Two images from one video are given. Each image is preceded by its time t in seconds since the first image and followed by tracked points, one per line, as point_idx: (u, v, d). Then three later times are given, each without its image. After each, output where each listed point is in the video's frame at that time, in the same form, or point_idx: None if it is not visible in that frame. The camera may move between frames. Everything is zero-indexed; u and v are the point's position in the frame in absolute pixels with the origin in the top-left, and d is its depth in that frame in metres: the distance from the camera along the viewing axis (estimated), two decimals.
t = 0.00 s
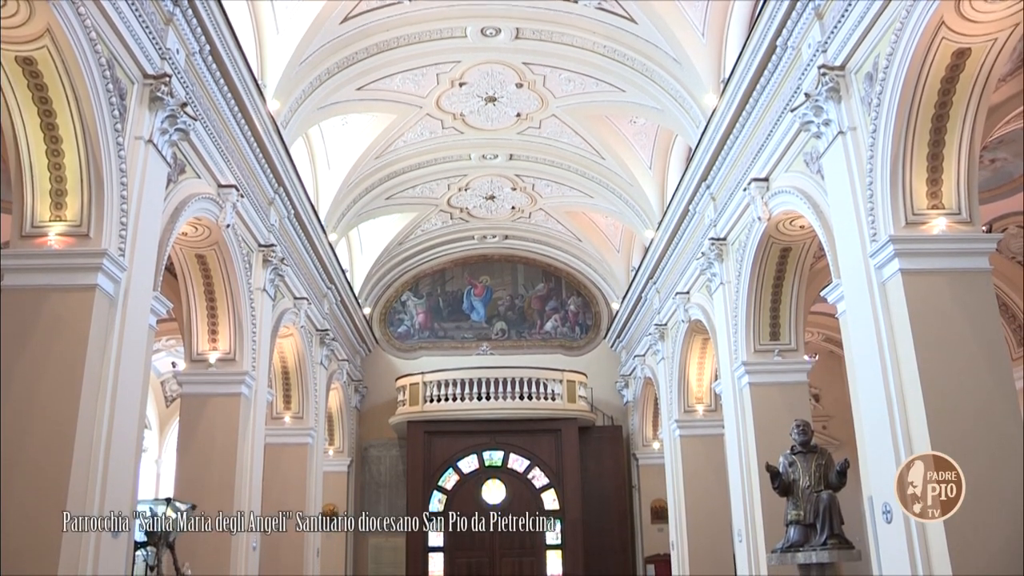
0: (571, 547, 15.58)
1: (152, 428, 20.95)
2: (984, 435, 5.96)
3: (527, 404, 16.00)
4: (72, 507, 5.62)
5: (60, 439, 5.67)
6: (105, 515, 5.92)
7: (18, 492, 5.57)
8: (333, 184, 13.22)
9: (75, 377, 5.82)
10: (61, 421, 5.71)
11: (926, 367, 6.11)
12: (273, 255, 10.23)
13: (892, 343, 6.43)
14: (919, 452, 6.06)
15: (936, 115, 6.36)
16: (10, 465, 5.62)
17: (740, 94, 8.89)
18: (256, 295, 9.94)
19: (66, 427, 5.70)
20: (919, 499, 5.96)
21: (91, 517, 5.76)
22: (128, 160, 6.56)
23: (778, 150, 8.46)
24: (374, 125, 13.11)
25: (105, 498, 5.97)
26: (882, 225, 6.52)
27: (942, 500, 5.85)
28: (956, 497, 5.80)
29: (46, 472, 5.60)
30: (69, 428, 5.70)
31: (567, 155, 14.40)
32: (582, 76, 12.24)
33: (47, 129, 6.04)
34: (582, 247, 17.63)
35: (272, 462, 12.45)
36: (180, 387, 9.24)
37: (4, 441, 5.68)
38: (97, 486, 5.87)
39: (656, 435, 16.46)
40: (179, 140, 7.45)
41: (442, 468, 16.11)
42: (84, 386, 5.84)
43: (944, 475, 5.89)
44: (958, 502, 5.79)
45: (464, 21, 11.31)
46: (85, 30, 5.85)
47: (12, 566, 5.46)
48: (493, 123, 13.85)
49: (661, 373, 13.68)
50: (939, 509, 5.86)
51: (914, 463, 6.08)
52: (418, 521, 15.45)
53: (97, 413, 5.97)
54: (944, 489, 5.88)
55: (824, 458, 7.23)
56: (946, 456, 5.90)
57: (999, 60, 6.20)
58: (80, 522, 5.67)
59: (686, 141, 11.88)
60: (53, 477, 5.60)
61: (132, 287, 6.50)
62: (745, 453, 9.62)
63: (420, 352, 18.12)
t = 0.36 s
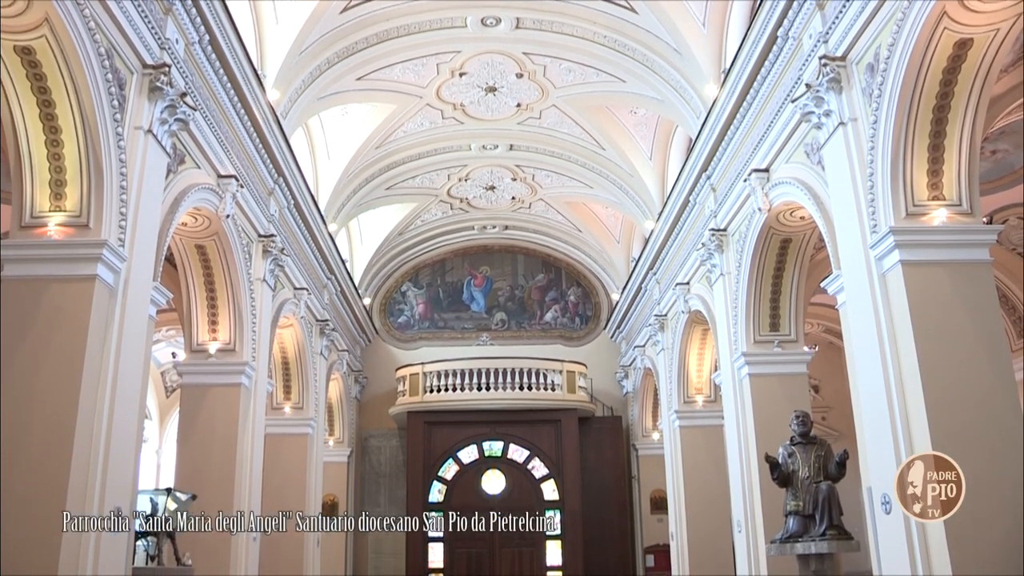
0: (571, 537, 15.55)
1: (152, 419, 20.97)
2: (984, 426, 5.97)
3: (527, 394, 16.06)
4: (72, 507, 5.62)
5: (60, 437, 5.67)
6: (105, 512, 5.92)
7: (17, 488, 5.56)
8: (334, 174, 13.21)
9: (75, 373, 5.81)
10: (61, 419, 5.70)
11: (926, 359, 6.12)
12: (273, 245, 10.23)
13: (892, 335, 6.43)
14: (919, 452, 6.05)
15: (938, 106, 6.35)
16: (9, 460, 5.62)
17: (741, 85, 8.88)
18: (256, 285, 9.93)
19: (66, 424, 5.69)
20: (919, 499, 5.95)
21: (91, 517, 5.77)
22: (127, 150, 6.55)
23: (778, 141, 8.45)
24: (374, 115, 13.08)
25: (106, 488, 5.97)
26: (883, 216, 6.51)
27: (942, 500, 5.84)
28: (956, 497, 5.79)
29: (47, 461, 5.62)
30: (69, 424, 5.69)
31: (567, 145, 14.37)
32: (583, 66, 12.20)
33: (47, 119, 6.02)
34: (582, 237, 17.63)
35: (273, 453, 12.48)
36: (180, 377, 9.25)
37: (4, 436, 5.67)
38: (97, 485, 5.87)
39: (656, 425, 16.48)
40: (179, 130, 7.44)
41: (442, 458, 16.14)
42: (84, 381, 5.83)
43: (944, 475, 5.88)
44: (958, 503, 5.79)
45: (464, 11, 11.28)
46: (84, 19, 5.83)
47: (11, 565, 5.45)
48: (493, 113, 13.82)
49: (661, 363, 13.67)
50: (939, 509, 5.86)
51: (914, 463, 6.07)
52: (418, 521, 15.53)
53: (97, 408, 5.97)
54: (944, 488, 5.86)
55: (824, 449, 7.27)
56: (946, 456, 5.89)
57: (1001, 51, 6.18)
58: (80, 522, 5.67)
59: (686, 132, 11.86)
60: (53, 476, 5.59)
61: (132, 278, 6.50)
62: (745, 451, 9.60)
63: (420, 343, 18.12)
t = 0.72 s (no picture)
0: (571, 526, 15.65)
1: (152, 409, 21.00)
2: (983, 416, 5.99)
3: (527, 384, 16.09)
4: (73, 506, 5.62)
5: (60, 437, 5.66)
6: (105, 510, 5.92)
7: (19, 487, 5.56)
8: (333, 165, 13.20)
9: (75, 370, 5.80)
10: (60, 418, 5.69)
11: (926, 349, 6.12)
12: (273, 236, 10.22)
13: (892, 327, 6.43)
14: (920, 452, 6.03)
15: (939, 96, 6.32)
16: (9, 459, 5.61)
17: (742, 75, 8.84)
18: (256, 276, 9.93)
19: (66, 423, 5.69)
20: (919, 499, 5.94)
21: (92, 517, 5.77)
22: (127, 140, 6.54)
23: (779, 132, 8.43)
24: (373, 105, 13.05)
25: (107, 477, 5.98)
26: (883, 207, 6.50)
27: (943, 500, 5.83)
28: (957, 498, 5.79)
29: (48, 450, 5.63)
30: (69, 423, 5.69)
31: (567, 136, 14.34)
32: (583, 56, 12.17)
33: (46, 109, 6.01)
34: (583, 228, 17.61)
35: (273, 443, 12.51)
36: (180, 367, 9.27)
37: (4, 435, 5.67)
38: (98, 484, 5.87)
39: (656, 416, 16.51)
40: (178, 120, 7.43)
41: (442, 449, 16.17)
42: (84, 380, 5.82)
43: (945, 476, 5.86)
44: (958, 503, 5.78)
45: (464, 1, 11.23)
46: (83, 9, 5.81)
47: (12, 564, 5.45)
48: (493, 103, 13.78)
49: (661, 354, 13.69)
50: (940, 510, 5.85)
51: (913, 463, 6.06)
52: (418, 521, 15.50)
53: (97, 406, 5.96)
54: (944, 488, 5.85)
55: (823, 439, 7.26)
56: (947, 457, 5.88)
57: (1004, 41, 6.15)
58: (80, 522, 5.67)
59: (687, 122, 11.84)
60: (54, 476, 5.59)
61: (132, 268, 6.50)
62: (745, 442, 9.61)
63: (420, 333, 18.13)
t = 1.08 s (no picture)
0: (571, 517, 15.70)
1: (153, 400, 21.02)
2: (983, 408, 5.99)
3: (527, 375, 16.07)
4: (73, 506, 5.62)
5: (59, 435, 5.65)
6: (105, 509, 5.92)
7: (20, 486, 5.56)
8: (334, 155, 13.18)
9: (75, 367, 5.79)
10: (60, 415, 5.68)
11: (926, 341, 6.12)
12: (272, 226, 10.21)
13: (892, 319, 6.43)
14: (920, 452, 6.03)
15: (941, 87, 6.31)
16: (9, 457, 5.61)
17: (743, 66, 8.82)
18: (256, 266, 9.93)
19: (66, 421, 5.67)
20: (919, 499, 5.94)
21: (92, 517, 5.77)
22: (127, 131, 6.52)
23: (780, 123, 8.42)
24: (374, 95, 13.02)
25: (108, 468, 6.00)
26: (884, 198, 6.49)
27: (943, 500, 5.83)
28: (957, 497, 5.78)
29: (49, 440, 5.64)
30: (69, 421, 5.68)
31: (567, 126, 14.31)
32: (584, 46, 12.13)
33: (45, 99, 6.00)
34: (583, 219, 17.60)
35: (273, 435, 12.52)
36: (180, 358, 9.27)
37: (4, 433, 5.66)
38: (97, 483, 5.86)
39: (656, 407, 16.54)
40: (178, 110, 7.41)
41: (442, 440, 16.20)
42: (84, 377, 5.82)
43: (945, 476, 5.85)
44: (958, 503, 5.78)
45: None
46: None
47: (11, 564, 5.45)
48: (493, 93, 13.75)
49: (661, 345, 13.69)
50: (940, 509, 5.85)
51: (914, 463, 6.06)
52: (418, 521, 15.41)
53: (96, 403, 5.95)
54: (944, 488, 5.85)
55: (823, 431, 7.26)
56: (947, 457, 5.87)
57: (1006, 32, 6.12)
58: (80, 522, 5.66)
59: (687, 113, 11.82)
60: (54, 475, 5.59)
61: (132, 259, 6.49)
62: (745, 433, 9.62)
63: (420, 324, 18.13)
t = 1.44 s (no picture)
0: (571, 507, 15.76)
1: (152, 389, 21.05)
2: (983, 397, 6.00)
3: (526, 364, 16.05)
4: (72, 506, 5.61)
5: (58, 433, 5.64)
6: (105, 507, 5.91)
7: (20, 482, 5.57)
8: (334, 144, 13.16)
9: (74, 363, 5.78)
10: (59, 411, 5.68)
11: (926, 331, 6.13)
12: (273, 215, 10.20)
13: (892, 309, 6.42)
14: (921, 452, 6.01)
15: (942, 77, 6.29)
16: (9, 455, 5.60)
17: (744, 55, 8.78)
18: (256, 256, 9.92)
19: (66, 410, 5.68)
20: (919, 499, 5.93)
21: (92, 518, 5.76)
22: (126, 119, 6.51)
23: (781, 112, 8.40)
24: (374, 84, 12.97)
25: (109, 456, 6.01)
26: (885, 188, 6.49)
27: (943, 500, 5.82)
28: (957, 498, 5.78)
29: (48, 431, 5.65)
30: (68, 419, 5.67)
31: (568, 115, 14.27)
32: (585, 35, 12.08)
33: (44, 88, 5.97)
34: (583, 208, 17.57)
35: (273, 424, 12.53)
36: (180, 347, 9.28)
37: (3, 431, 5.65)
38: (97, 482, 5.85)
39: (656, 396, 16.58)
40: (178, 100, 7.41)
41: (442, 429, 16.23)
42: (83, 373, 5.80)
43: (945, 476, 5.84)
44: (958, 503, 5.77)
45: None
46: None
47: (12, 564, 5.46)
48: (493, 82, 13.71)
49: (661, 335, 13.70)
50: (940, 509, 5.84)
51: (914, 463, 6.04)
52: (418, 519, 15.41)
53: (96, 399, 5.94)
54: (944, 488, 5.84)
55: (822, 421, 7.29)
56: (948, 458, 5.86)
57: (1009, 22, 6.07)
58: (80, 523, 5.65)
59: (688, 102, 11.78)
60: (54, 474, 5.59)
61: (132, 249, 6.49)
62: (745, 422, 9.63)
63: (420, 313, 18.13)
